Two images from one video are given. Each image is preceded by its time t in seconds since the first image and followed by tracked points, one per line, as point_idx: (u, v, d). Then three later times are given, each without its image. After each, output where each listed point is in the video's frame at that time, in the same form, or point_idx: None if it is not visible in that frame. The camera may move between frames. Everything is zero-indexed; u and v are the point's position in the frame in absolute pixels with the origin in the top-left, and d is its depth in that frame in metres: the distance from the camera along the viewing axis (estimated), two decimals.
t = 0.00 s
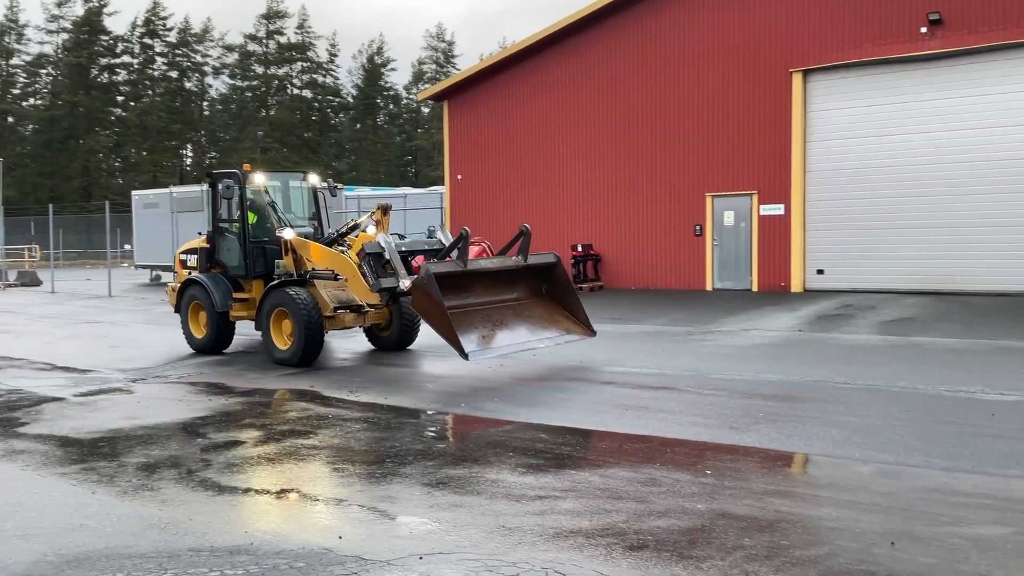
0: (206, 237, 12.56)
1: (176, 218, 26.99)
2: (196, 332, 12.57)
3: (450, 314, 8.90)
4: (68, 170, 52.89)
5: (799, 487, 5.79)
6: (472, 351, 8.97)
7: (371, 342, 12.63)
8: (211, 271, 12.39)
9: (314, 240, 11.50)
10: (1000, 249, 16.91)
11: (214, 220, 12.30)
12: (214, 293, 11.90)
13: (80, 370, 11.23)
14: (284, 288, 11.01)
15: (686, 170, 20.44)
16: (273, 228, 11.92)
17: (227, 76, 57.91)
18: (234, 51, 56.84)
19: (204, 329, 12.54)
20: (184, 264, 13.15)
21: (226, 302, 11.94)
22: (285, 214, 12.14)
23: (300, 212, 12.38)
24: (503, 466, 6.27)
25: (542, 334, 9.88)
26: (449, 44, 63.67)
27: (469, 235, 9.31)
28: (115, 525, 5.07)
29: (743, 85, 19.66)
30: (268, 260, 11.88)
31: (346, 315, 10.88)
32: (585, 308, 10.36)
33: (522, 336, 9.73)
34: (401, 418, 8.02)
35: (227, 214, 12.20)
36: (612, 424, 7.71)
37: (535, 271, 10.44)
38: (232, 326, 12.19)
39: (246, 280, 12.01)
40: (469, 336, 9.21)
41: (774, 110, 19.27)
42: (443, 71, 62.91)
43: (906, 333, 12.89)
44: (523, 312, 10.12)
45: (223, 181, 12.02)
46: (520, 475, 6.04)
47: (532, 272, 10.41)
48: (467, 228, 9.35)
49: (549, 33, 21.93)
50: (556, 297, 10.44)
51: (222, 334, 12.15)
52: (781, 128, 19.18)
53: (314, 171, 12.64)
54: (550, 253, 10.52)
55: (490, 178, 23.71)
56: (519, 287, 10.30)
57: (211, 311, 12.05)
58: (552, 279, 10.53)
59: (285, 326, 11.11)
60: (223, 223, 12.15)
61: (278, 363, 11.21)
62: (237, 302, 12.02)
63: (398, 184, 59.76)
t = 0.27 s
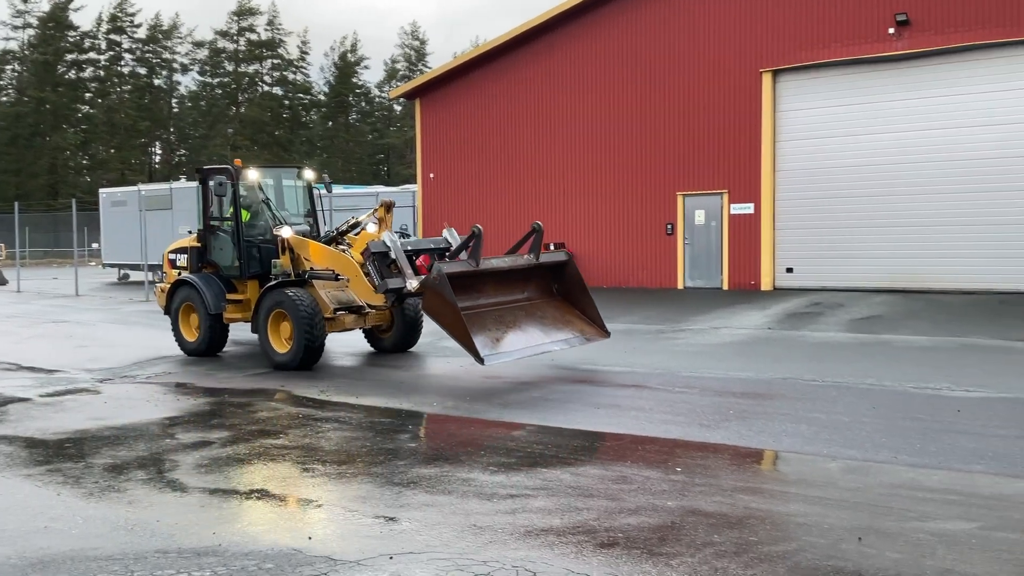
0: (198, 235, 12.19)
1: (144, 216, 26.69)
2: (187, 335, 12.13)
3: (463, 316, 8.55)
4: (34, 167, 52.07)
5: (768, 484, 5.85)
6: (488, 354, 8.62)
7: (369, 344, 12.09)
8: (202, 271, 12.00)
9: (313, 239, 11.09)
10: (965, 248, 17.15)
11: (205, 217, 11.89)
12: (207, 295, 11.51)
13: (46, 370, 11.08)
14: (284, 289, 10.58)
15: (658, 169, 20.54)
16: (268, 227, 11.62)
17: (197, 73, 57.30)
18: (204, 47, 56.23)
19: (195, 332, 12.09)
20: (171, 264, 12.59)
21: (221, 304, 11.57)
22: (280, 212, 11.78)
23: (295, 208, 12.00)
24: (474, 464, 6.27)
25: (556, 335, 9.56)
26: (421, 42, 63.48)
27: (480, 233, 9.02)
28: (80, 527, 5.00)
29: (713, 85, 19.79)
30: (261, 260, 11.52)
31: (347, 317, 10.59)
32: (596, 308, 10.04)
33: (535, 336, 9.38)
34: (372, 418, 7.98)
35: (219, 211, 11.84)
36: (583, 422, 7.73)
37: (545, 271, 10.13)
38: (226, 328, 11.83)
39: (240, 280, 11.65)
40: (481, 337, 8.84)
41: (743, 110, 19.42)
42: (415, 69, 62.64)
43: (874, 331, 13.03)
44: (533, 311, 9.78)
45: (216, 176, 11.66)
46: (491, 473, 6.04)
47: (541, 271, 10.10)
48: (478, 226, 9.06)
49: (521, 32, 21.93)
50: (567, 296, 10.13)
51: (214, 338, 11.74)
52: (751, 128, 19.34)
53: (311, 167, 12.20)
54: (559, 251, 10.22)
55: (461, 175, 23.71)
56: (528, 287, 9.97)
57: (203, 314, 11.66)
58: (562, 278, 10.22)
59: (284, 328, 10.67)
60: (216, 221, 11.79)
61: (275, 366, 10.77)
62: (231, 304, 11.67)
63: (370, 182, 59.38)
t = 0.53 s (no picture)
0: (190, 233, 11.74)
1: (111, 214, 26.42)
2: (179, 337, 11.73)
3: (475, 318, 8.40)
4: None
5: (738, 481, 5.89)
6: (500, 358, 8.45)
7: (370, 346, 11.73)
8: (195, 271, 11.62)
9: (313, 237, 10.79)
10: (932, 247, 17.37)
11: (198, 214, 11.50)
12: (201, 296, 11.14)
13: (10, 370, 10.92)
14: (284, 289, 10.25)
15: (630, 169, 20.62)
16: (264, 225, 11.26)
17: (165, 70, 56.67)
18: (172, 44, 55.62)
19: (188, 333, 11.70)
20: (164, 263, 12.21)
21: (216, 304, 11.19)
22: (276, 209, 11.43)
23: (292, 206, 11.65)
24: (446, 464, 6.26)
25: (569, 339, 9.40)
26: (393, 41, 63.26)
27: (492, 231, 8.93)
28: (44, 530, 4.93)
29: (684, 85, 19.88)
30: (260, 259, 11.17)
31: (348, 318, 10.32)
32: (610, 309, 9.86)
33: (545, 337, 9.23)
34: (342, 418, 7.94)
35: (213, 209, 11.42)
36: (555, 421, 7.74)
37: (558, 272, 9.97)
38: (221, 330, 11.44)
39: (236, 280, 11.27)
40: (493, 338, 8.70)
41: (714, 110, 19.54)
42: (386, 67, 62.45)
43: (842, 329, 13.17)
44: (545, 313, 9.62)
45: (211, 173, 11.25)
46: (463, 473, 6.03)
47: (555, 272, 9.95)
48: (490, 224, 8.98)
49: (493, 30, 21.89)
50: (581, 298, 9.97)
51: (208, 339, 11.34)
52: (721, 128, 19.47)
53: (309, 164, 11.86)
54: (572, 252, 10.05)
55: (432, 174, 23.69)
56: (540, 288, 9.82)
57: (197, 314, 11.27)
58: (576, 279, 10.05)
59: (283, 329, 10.32)
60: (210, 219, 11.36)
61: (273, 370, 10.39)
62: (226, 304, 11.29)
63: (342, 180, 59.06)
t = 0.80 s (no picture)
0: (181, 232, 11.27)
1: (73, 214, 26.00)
2: (168, 340, 11.28)
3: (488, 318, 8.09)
4: None
5: (704, 479, 5.94)
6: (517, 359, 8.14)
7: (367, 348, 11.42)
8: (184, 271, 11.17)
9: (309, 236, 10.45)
10: (893, 247, 17.62)
11: (188, 213, 11.03)
12: (191, 296, 10.68)
13: None
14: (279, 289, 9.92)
15: (599, 169, 20.69)
16: (257, 223, 10.84)
17: (129, 68, 55.96)
18: (136, 42, 54.91)
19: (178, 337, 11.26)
20: (152, 264, 11.73)
21: (207, 304, 10.74)
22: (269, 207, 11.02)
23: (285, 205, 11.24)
24: (412, 464, 6.24)
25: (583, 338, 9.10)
26: (360, 40, 63.00)
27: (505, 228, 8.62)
28: (1, 536, 4.84)
29: (652, 86, 19.98)
30: (253, 259, 10.68)
31: (347, 320, 10.00)
32: (622, 307, 9.58)
33: (558, 336, 8.94)
34: (309, 419, 7.89)
35: (205, 207, 10.95)
36: (524, 420, 7.75)
37: (568, 270, 9.68)
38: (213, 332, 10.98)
39: (228, 281, 10.80)
40: (509, 339, 8.38)
41: (680, 109, 19.67)
42: (352, 66, 62.16)
43: (806, 328, 13.32)
44: (557, 312, 9.32)
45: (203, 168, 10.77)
46: (430, 473, 6.01)
47: (564, 271, 9.66)
48: (503, 221, 8.65)
49: (461, 29, 21.83)
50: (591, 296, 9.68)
51: (200, 342, 10.91)
52: (688, 128, 19.60)
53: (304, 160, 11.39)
54: (582, 249, 9.77)
55: (401, 174, 23.61)
56: (549, 287, 9.52)
57: (187, 316, 10.83)
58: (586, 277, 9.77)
59: (281, 331, 9.98)
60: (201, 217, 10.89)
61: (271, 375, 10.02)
62: (218, 306, 10.86)
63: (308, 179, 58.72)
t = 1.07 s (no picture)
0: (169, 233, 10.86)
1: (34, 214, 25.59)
2: (158, 347, 10.82)
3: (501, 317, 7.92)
4: None
5: (669, 478, 5.98)
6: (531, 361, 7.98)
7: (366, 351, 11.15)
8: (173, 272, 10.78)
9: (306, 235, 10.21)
10: (857, 247, 17.86)
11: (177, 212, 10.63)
12: (184, 301, 10.25)
13: None
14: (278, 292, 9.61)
15: (567, 170, 20.75)
16: (250, 223, 10.47)
17: (92, 65, 55.16)
18: (99, 39, 54.12)
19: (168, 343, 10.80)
20: (138, 267, 11.21)
21: (201, 308, 10.33)
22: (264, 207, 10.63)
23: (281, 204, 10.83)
24: (379, 466, 6.22)
25: (596, 339, 8.98)
26: (327, 38, 62.62)
27: (518, 222, 8.49)
28: None
29: (619, 87, 20.07)
30: (247, 261, 10.33)
31: (347, 322, 9.75)
32: (634, 305, 9.44)
33: (569, 335, 8.79)
34: (275, 421, 7.83)
35: (195, 206, 10.56)
36: (491, 421, 7.76)
37: (579, 266, 9.50)
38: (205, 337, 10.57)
39: (220, 283, 10.42)
40: (521, 339, 8.24)
41: (648, 110, 19.79)
42: (318, 66, 61.84)
43: (771, 327, 13.46)
44: (568, 310, 9.17)
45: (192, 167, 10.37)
46: (397, 475, 5.99)
47: (576, 268, 9.51)
48: (516, 214, 8.52)
49: (429, 29, 21.77)
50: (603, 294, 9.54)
51: (193, 348, 10.49)
52: (655, 129, 19.73)
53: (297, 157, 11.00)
54: (592, 246, 9.59)
55: (369, 173, 23.53)
56: (561, 285, 9.39)
57: (180, 322, 10.40)
58: (596, 274, 9.60)
59: (279, 334, 9.68)
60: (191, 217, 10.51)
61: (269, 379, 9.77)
62: (211, 310, 10.42)
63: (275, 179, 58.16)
